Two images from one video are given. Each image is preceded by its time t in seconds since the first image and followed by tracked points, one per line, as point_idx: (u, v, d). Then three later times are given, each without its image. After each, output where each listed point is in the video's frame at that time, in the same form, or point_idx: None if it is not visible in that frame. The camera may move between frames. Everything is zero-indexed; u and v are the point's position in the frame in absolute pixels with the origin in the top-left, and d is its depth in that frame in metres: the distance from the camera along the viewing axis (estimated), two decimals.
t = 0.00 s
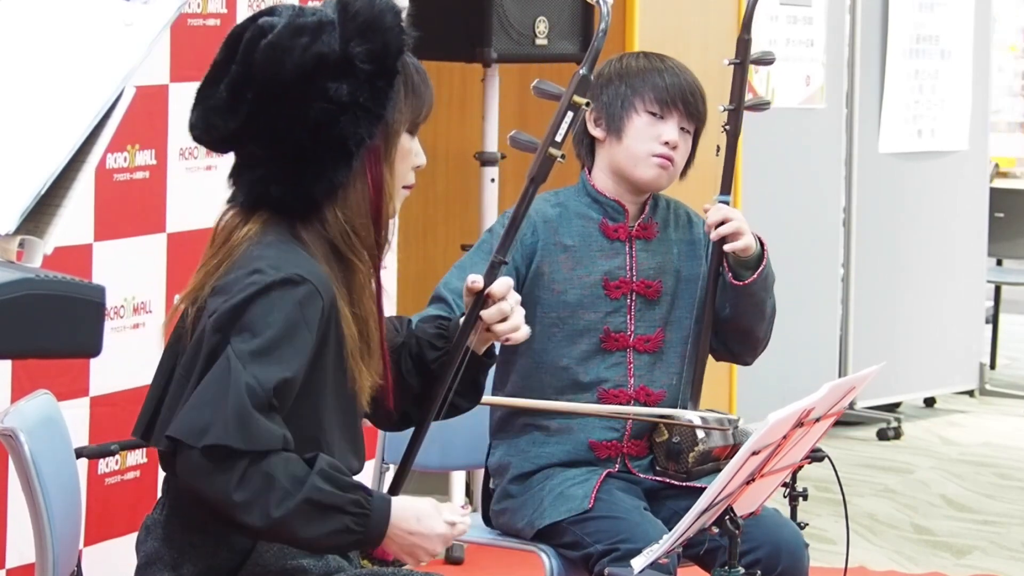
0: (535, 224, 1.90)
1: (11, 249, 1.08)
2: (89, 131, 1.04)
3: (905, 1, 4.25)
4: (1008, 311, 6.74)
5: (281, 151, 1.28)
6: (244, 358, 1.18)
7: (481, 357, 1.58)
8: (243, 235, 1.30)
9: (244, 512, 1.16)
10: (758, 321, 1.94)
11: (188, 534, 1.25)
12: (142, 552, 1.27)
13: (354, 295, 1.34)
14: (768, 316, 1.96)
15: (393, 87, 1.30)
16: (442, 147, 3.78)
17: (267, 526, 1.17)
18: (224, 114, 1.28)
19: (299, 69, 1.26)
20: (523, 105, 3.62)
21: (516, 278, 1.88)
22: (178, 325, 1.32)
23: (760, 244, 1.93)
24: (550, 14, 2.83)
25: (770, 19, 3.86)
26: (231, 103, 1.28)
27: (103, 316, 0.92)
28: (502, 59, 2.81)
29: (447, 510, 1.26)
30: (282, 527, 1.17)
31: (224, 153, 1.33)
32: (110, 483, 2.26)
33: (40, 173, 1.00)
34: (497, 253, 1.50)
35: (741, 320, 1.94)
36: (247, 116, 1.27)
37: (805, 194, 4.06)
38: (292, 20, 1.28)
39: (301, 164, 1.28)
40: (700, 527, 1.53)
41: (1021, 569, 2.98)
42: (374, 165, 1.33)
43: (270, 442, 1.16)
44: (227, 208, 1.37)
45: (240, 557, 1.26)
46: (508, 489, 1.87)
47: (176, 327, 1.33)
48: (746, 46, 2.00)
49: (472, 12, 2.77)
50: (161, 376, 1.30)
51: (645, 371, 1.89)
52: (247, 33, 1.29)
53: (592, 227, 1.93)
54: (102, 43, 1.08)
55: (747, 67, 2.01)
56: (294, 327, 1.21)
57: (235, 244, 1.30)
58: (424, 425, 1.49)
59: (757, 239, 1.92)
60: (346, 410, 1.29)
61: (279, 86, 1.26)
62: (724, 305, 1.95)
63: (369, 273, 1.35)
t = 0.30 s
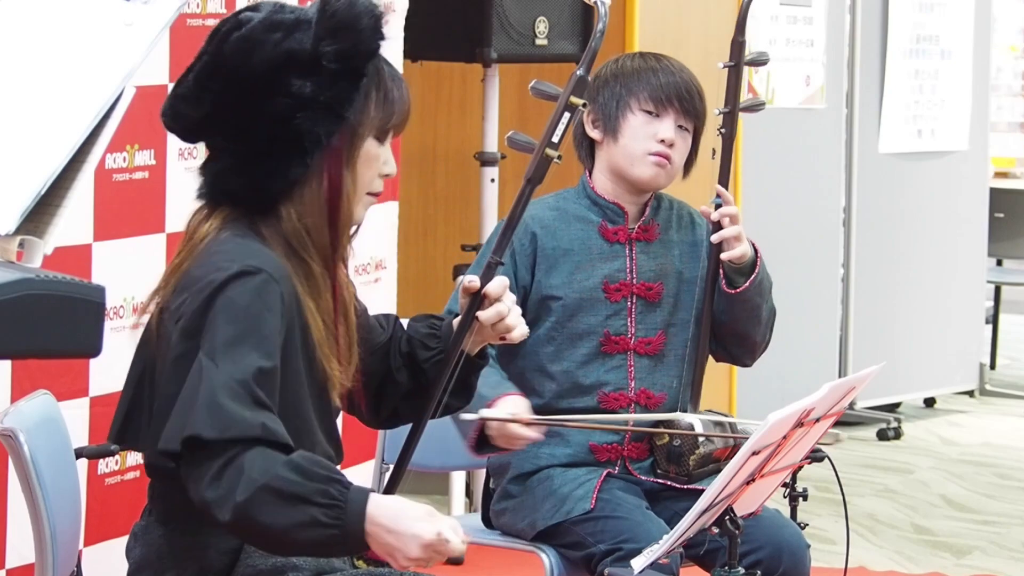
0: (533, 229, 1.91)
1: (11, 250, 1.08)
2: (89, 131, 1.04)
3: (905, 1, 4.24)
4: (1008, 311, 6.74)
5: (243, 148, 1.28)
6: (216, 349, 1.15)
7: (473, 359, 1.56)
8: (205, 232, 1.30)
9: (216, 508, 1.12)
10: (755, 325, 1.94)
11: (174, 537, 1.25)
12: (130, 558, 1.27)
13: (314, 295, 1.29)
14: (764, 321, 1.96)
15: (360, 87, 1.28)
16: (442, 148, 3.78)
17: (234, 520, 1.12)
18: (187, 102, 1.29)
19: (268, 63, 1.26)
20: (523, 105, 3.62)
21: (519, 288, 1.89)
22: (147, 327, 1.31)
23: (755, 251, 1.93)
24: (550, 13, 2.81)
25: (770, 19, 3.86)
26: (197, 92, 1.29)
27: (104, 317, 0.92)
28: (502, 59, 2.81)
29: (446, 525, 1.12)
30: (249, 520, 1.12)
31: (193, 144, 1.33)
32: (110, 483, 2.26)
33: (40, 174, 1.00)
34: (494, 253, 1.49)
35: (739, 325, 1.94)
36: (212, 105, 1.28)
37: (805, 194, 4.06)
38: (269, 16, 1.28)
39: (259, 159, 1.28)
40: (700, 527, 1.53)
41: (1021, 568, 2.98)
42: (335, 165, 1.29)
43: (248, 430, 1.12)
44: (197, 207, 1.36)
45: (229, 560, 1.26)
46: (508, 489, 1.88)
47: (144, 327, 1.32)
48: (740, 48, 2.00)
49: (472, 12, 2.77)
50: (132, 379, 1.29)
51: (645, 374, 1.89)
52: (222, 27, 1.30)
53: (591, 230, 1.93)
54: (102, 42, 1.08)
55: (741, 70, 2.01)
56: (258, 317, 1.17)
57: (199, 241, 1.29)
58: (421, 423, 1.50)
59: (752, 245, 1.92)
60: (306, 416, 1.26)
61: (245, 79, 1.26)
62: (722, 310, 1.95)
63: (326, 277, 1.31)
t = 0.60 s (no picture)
0: (532, 229, 1.91)
1: (11, 249, 1.07)
2: (89, 131, 1.03)
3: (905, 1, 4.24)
4: (1008, 311, 6.74)
5: (230, 137, 1.29)
6: (192, 382, 1.18)
7: (467, 358, 1.57)
8: (191, 231, 1.31)
9: (214, 536, 1.18)
10: (759, 327, 1.94)
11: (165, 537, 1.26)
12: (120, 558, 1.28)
13: (291, 299, 1.30)
14: (770, 322, 1.96)
15: (352, 93, 1.31)
16: (442, 148, 3.78)
17: (235, 543, 1.17)
18: (186, 94, 1.31)
19: (262, 61, 1.28)
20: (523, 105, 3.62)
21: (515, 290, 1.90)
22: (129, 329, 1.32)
23: (760, 254, 1.93)
24: (550, 14, 2.83)
25: (770, 20, 3.86)
26: (193, 86, 1.31)
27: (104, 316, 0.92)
28: (502, 59, 2.81)
29: (434, 491, 1.17)
30: (249, 538, 1.17)
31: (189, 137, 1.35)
32: (110, 483, 2.26)
33: (40, 174, 1.00)
34: (481, 250, 1.48)
35: (743, 329, 1.94)
36: (205, 99, 1.30)
37: (805, 194, 4.06)
38: (275, 22, 1.31)
39: (241, 152, 1.29)
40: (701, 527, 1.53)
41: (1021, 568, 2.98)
42: (318, 169, 1.30)
43: (229, 468, 1.17)
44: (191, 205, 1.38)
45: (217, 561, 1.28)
46: (508, 488, 1.87)
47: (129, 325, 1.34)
48: (752, 51, 1.99)
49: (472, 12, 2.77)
50: (110, 379, 1.29)
51: (647, 374, 1.88)
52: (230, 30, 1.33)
53: (593, 230, 1.93)
54: (102, 42, 1.08)
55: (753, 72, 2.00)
56: (233, 332, 1.20)
57: (185, 241, 1.31)
58: (410, 429, 1.52)
59: (756, 249, 1.92)
60: (290, 416, 1.26)
61: (240, 73, 1.28)
62: (725, 313, 1.95)
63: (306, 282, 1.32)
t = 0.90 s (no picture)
0: (531, 227, 1.90)
1: (11, 250, 1.08)
2: (88, 132, 1.03)
3: (905, 1, 4.24)
4: (1007, 311, 6.74)
5: (241, 138, 1.29)
6: (213, 374, 1.19)
7: (463, 357, 1.57)
8: (206, 230, 1.32)
9: (232, 530, 1.20)
10: (760, 323, 1.94)
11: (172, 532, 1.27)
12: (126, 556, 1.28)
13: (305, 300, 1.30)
14: (770, 318, 1.96)
15: (365, 96, 1.31)
16: (442, 149, 3.78)
17: (254, 537, 1.20)
18: (198, 92, 1.32)
19: (275, 63, 1.28)
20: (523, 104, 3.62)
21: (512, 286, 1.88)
22: (143, 326, 1.32)
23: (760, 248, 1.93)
24: (550, 13, 2.84)
25: (770, 20, 3.86)
26: (207, 85, 1.31)
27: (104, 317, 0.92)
28: (502, 59, 2.81)
29: (444, 473, 1.27)
30: (275, 532, 1.20)
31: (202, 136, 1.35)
32: (110, 483, 2.26)
33: (39, 174, 1.00)
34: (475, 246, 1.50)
35: (744, 324, 1.94)
36: (219, 98, 1.30)
37: (805, 194, 4.05)
38: (290, 22, 1.31)
39: (253, 150, 1.29)
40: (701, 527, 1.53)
41: (1021, 568, 2.98)
42: (327, 175, 1.31)
43: (248, 464, 1.18)
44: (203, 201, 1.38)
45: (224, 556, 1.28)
46: (508, 489, 1.87)
47: (143, 322, 1.33)
48: (750, 48, 2.00)
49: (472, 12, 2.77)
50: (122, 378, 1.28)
51: (644, 372, 1.89)
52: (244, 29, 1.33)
53: (590, 229, 1.93)
54: (102, 42, 1.08)
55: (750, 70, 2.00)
56: (253, 334, 1.20)
57: (201, 240, 1.31)
58: (409, 430, 1.53)
59: (755, 244, 1.92)
60: (294, 422, 1.26)
61: (253, 73, 1.28)
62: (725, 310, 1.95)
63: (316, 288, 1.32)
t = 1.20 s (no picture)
0: (526, 230, 1.91)
1: (10, 249, 1.07)
2: (88, 132, 1.03)
3: (905, 1, 4.24)
4: (1007, 311, 6.74)
5: (260, 146, 1.29)
6: (223, 359, 1.19)
7: (459, 348, 1.58)
8: (217, 234, 1.31)
9: (218, 517, 1.19)
10: (761, 318, 1.94)
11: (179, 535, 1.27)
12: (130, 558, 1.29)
13: (328, 297, 1.32)
14: (770, 313, 1.96)
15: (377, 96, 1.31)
16: (442, 149, 3.78)
17: (241, 529, 1.19)
18: (204, 100, 1.31)
19: (285, 67, 1.27)
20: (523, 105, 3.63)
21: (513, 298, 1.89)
22: (156, 327, 1.32)
23: (760, 245, 1.93)
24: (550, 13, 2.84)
25: (770, 20, 3.86)
26: (214, 92, 1.30)
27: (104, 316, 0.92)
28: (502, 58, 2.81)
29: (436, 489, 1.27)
30: (259, 527, 1.19)
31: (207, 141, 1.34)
32: (110, 483, 2.26)
33: (39, 174, 1.00)
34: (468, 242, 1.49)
35: (745, 320, 1.94)
36: (228, 105, 1.29)
37: (805, 194, 4.05)
38: (291, 21, 1.29)
39: (272, 162, 1.29)
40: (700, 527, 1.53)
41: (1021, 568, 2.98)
42: (347, 174, 1.32)
43: (246, 452, 1.18)
44: (206, 206, 1.37)
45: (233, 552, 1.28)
46: (508, 489, 1.87)
47: (154, 325, 1.34)
48: (747, 46, 1.99)
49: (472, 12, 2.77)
50: (140, 377, 1.30)
51: (643, 371, 1.89)
52: (243, 30, 1.31)
53: (585, 229, 1.93)
54: (102, 42, 1.08)
55: (747, 67, 2.00)
56: (270, 332, 1.21)
57: (212, 242, 1.31)
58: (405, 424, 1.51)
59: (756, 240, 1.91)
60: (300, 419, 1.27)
61: (265, 79, 1.28)
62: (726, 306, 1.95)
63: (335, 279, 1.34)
